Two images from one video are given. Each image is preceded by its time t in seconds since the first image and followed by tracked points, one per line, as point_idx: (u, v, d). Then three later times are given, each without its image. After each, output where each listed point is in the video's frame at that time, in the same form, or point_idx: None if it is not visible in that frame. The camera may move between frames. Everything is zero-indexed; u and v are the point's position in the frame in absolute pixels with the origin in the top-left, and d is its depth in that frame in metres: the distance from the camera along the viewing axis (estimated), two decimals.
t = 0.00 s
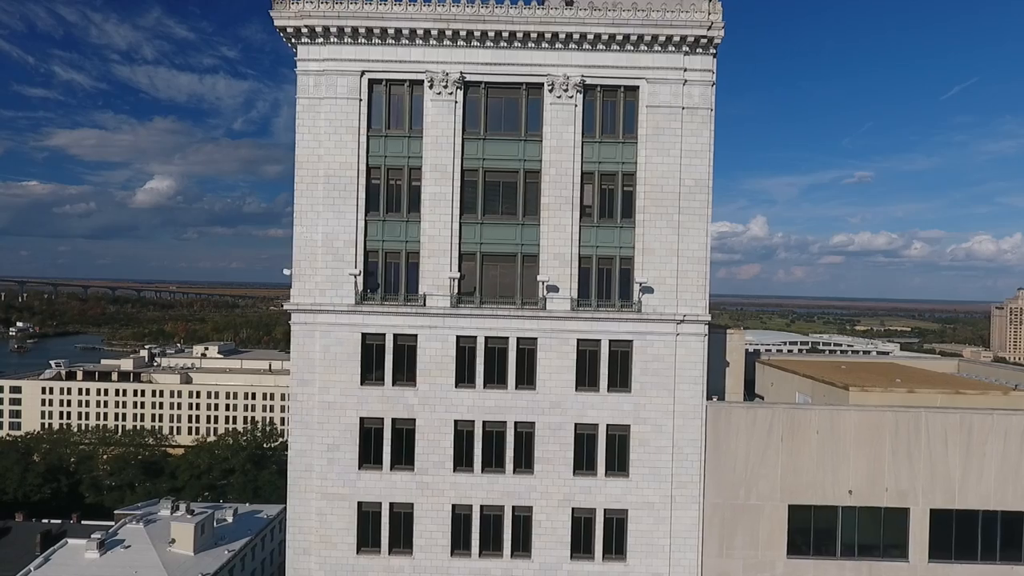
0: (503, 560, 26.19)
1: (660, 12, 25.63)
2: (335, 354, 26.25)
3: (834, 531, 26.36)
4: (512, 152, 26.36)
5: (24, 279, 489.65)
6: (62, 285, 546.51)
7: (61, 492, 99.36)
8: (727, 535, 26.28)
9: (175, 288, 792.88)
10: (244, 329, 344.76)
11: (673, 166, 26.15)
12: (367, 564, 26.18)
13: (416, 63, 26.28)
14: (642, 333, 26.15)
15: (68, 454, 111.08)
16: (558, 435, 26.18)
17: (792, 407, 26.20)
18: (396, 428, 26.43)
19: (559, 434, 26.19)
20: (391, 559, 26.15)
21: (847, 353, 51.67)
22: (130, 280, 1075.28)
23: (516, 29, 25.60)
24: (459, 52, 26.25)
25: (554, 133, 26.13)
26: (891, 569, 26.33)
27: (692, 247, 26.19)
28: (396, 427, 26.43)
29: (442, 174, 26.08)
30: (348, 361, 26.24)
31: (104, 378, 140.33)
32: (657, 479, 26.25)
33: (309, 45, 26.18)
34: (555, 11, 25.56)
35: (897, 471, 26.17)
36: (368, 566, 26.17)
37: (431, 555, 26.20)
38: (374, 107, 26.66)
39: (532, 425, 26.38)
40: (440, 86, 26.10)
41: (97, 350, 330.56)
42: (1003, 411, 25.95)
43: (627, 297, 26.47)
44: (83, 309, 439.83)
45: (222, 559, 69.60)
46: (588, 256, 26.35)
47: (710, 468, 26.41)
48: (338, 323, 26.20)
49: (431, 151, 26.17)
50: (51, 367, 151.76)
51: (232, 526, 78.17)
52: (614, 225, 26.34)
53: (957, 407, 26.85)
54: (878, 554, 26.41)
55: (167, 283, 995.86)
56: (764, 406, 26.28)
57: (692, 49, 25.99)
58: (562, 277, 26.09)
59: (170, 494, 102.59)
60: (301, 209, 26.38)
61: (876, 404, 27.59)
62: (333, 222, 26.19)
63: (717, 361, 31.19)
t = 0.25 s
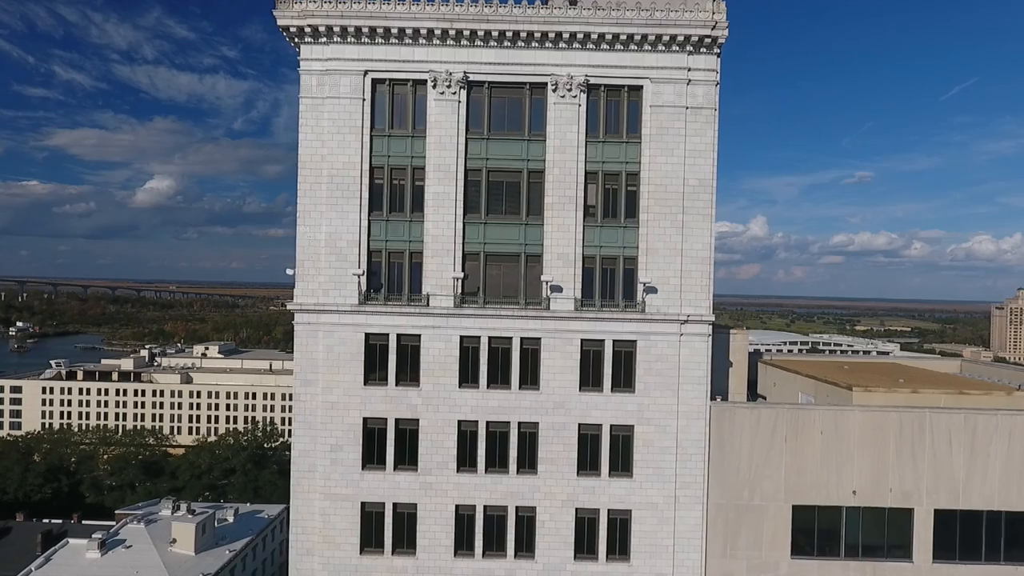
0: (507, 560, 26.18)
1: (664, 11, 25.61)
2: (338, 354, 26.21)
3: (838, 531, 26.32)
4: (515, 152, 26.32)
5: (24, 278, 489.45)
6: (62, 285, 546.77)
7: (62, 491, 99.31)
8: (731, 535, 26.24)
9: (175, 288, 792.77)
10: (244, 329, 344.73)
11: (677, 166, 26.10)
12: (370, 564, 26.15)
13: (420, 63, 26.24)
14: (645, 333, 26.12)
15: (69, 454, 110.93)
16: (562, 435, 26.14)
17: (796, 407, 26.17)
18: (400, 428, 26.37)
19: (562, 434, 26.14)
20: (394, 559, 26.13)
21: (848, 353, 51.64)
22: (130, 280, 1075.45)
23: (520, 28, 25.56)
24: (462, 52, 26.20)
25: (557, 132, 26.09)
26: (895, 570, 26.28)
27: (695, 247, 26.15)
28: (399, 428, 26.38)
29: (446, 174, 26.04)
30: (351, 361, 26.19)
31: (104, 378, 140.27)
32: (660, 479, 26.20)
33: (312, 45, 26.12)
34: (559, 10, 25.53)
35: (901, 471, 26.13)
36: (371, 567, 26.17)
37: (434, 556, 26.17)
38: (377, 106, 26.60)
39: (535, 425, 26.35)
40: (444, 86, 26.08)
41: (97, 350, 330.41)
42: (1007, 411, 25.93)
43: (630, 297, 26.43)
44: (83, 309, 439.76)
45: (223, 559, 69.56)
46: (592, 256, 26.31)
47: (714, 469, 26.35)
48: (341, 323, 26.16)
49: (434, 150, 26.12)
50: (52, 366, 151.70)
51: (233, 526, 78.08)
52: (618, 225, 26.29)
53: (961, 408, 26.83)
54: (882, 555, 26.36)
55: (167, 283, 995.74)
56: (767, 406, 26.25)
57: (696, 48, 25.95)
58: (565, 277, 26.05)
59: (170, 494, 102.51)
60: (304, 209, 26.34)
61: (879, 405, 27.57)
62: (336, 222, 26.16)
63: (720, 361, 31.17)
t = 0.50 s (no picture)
0: (512, 561, 26.11)
1: (670, 10, 25.56)
2: (343, 354, 26.14)
3: (844, 532, 26.26)
4: (520, 152, 26.25)
5: (24, 278, 489.31)
6: (62, 285, 546.69)
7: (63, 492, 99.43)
8: (736, 536, 26.18)
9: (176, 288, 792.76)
10: (244, 329, 344.55)
11: (683, 166, 26.03)
12: (375, 565, 26.09)
13: (425, 62, 26.17)
14: (651, 333, 26.04)
15: (70, 454, 110.83)
16: (567, 435, 26.08)
17: (802, 407, 26.13)
18: (405, 428, 26.31)
19: (568, 434, 26.09)
20: (399, 560, 26.07)
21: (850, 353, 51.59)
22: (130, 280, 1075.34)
23: (526, 28, 25.51)
24: (467, 51, 26.13)
25: (563, 132, 26.02)
26: (901, 570, 26.23)
27: (701, 247, 26.07)
28: (405, 428, 26.31)
29: (451, 174, 25.98)
30: (356, 361, 26.12)
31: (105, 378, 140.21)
32: (666, 479, 26.13)
33: (317, 44, 26.04)
34: (564, 9, 25.48)
35: (907, 472, 26.07)
36: (377, 568, 26.10)
37: (440, 557, 26.11)
38: (382, 106, 26.53)
39: (541, 425, 26.27)
40: (449, 86, 26.01)
41: (98, 350, 330.37)
42: (1013, 411, 25.87)
43: (636, 297, 26.35)
44: (83, 308, 439.51)
45: (225, 560, 69.51)
46: (598, 256, 26.24)
47: (720, 469, 26.30)
48: (347, 323, 26.09)
49: (440, 150, 26.06)
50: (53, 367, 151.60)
51: (235, 526, 78.01)
52: (624, 225, 26.22)
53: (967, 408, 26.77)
54: (888, 556, 26.30)
55: (167, 283, 995.61)
56: (773, 406, 26.21)
57: (702, 48, 25.87)
58: (571, 277, 25.98)
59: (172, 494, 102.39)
60: (309, 209, 26.27)
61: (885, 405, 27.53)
62: (341, 221, 26.08)
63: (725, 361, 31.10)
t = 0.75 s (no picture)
0: (518, 561, 26.05)
1: (676, 10, 25.50)
2: (348, 354, 26.06)
3: (851, 532, 26.19)
4: (526, 152, 26.18)
5: (24, 278, 489.23)
6: (62, 285, 546.50)
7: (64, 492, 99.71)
8: (743, 537, 26.11)
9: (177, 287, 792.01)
10: (244, 329, 344.45)
11: (689, 165, 25.95)
12: (381, 565, 26.03)
13: (431, 61, 26.08)
14: (657, 333, 25.98)
15: (71, 454, 110.54)
16: (573, 436, 26.02)
17: (808, 408, 26.07)
18: (410, 428, 26.24)
19: (574, 434, 26.03)
20: (405, 561, 26.01)
21: (853, 353, 51.53)
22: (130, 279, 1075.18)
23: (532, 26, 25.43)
24: (473, 50, 26.04)
25: (569, 131, 25.94)
26: (908, 571, 26.16)
27: (708, 247, 26.01)
28: (410, 428, 26.24)
29: (457, 174, 25.91)
30: (362, 361, 26.04)
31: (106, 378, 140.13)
32: (673, 480, 26.07)
33: (322, 43, 26.00)
34: (571, 8, 25.42)
35: (914, 472, 26.01)
36: (382, 568, 26.04)
37: (445, 557, 26.04)
38: (388, 105, 26.44)
39: (547, 425, 26.20)
40: (455, 85, 25.93)
41: (99, 350, 330.29)
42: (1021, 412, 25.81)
43: (642, 297, 26.28)
44: (83, 308, 439.29)
45: (226, 560, 69.44)
46: (604, 256, 26.17)
47: (727, 470, 26.23)
48: (352, 324, 26.03)
49: (445, 150, 25.98)
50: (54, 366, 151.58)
51: (237, 526, 77.96)
52: (630, 225, 26.15)
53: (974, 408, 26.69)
54: (895, 556, 26.22)
55: (167, 283, 995.43)
56: (780, 407, 26.14)
57: (708, 47, 25.80)
58: (577, 277, 25.91)
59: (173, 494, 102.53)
60: (315, 209, 26.21)
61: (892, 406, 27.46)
62: (346, 221, 26.00)
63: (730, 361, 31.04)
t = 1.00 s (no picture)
0: (526, 562, 25.96)
1: (685, 9, 25.44)
2: (355, 354, 25.98)
3: (860, 533, 26.09)
4: (534, 151, 26.10)
5: (24, 278, 489.21)
6: (62, 285, 546.54)
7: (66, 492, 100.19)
8: (752, 537, 26.02)
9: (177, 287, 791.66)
10: (245, 329, 344.48)
11: (698, 164, 25.86)
12: (388, 566, 25.94)
13: (439, 60, 25.99)
14: (665, 333, 25.89)
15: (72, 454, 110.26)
16: (581, 436, 25.93)
17: (817, 408, 26.00)
18: (418, 428, 26.15)
19: (582, 434, 25.94)
20: (412, 561, 25.91)
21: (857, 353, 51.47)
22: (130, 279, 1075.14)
23: (540, 25, 25.36)
24: (481, 49, 25.95)
25: (577, 130, 25.85)
26: (917, 572, 26.06)
27: (716, 246, 25.92)
28: (418, 428, 26.15)
29: (465, 173, 25.83)
30: (369, 361, 25.96)
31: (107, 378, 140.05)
32: (681, 480, 25.97)
33: (330, 42, 25.90)
34: (579, 7, 25.35)
35: (923, 473, 25.91)
36: (389, 569, 25.95)
37: (453, 558, 25.95)
38: (395, 104, 26.35)
39: (555, 425, 26.10)
40: (463, 84, 25.84)
41: (99, 350, 330.07)
42: None
43: (650, 296, 26.20)
44: (83, 308, 439.22)
45: (229, 560, 69.37)
46: (612, 255, 26.08)
47: (735, 470, 26.13)
48: (360, 324, 25.94)
49: (453, 149, 25.90)
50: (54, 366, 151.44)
51: (239, 527, 77.87)
52: (638, 225, 26.05)
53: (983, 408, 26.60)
54: (905, 557, 26.12)
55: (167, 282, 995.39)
56: (788, 407, 26.05)
57: (717, 46, 25.71)
58: (585, 277, 25.83)
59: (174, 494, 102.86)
60: (322, 208, 26.11)
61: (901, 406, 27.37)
62: (354, 220, 25.91)
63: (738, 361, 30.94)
